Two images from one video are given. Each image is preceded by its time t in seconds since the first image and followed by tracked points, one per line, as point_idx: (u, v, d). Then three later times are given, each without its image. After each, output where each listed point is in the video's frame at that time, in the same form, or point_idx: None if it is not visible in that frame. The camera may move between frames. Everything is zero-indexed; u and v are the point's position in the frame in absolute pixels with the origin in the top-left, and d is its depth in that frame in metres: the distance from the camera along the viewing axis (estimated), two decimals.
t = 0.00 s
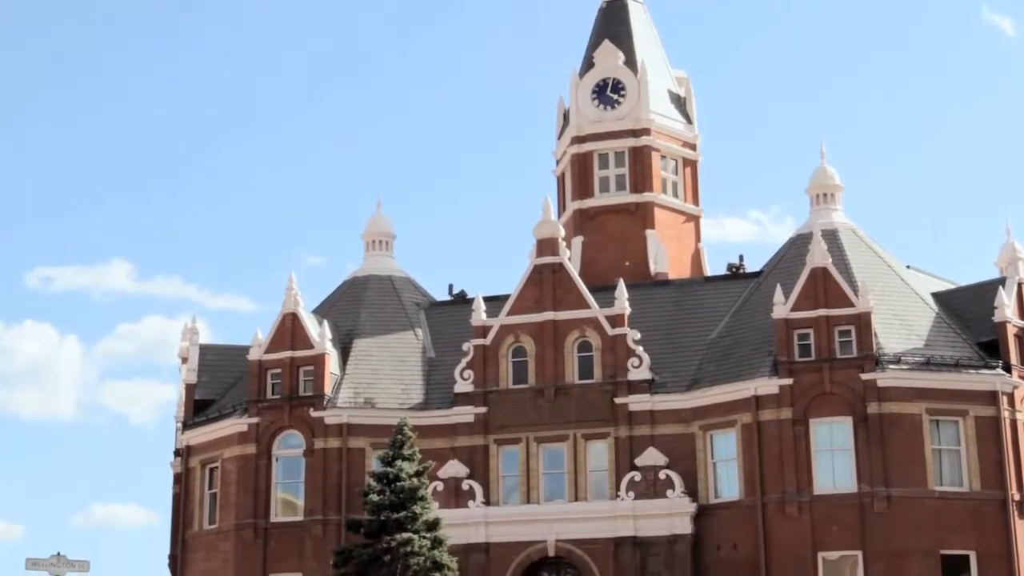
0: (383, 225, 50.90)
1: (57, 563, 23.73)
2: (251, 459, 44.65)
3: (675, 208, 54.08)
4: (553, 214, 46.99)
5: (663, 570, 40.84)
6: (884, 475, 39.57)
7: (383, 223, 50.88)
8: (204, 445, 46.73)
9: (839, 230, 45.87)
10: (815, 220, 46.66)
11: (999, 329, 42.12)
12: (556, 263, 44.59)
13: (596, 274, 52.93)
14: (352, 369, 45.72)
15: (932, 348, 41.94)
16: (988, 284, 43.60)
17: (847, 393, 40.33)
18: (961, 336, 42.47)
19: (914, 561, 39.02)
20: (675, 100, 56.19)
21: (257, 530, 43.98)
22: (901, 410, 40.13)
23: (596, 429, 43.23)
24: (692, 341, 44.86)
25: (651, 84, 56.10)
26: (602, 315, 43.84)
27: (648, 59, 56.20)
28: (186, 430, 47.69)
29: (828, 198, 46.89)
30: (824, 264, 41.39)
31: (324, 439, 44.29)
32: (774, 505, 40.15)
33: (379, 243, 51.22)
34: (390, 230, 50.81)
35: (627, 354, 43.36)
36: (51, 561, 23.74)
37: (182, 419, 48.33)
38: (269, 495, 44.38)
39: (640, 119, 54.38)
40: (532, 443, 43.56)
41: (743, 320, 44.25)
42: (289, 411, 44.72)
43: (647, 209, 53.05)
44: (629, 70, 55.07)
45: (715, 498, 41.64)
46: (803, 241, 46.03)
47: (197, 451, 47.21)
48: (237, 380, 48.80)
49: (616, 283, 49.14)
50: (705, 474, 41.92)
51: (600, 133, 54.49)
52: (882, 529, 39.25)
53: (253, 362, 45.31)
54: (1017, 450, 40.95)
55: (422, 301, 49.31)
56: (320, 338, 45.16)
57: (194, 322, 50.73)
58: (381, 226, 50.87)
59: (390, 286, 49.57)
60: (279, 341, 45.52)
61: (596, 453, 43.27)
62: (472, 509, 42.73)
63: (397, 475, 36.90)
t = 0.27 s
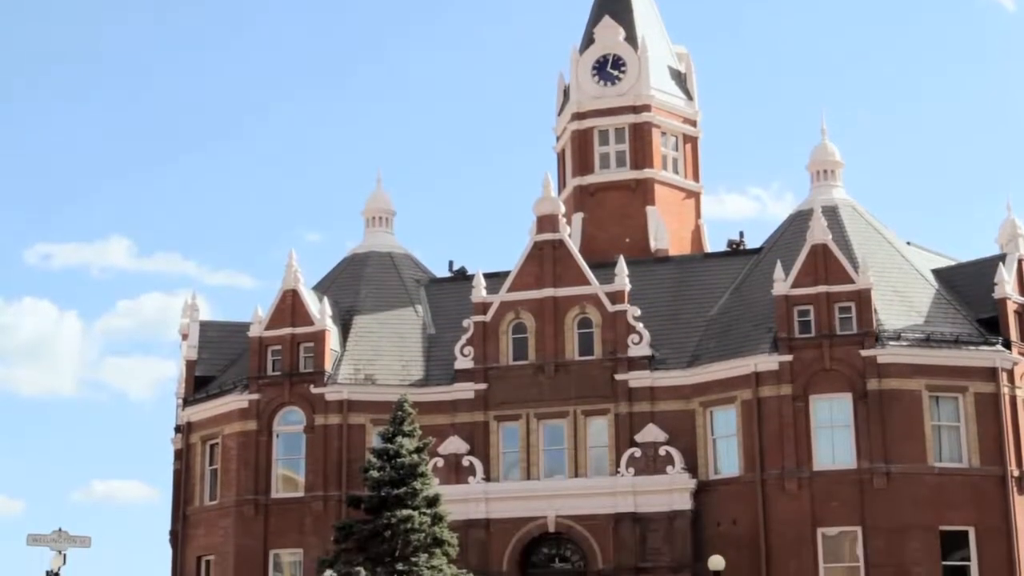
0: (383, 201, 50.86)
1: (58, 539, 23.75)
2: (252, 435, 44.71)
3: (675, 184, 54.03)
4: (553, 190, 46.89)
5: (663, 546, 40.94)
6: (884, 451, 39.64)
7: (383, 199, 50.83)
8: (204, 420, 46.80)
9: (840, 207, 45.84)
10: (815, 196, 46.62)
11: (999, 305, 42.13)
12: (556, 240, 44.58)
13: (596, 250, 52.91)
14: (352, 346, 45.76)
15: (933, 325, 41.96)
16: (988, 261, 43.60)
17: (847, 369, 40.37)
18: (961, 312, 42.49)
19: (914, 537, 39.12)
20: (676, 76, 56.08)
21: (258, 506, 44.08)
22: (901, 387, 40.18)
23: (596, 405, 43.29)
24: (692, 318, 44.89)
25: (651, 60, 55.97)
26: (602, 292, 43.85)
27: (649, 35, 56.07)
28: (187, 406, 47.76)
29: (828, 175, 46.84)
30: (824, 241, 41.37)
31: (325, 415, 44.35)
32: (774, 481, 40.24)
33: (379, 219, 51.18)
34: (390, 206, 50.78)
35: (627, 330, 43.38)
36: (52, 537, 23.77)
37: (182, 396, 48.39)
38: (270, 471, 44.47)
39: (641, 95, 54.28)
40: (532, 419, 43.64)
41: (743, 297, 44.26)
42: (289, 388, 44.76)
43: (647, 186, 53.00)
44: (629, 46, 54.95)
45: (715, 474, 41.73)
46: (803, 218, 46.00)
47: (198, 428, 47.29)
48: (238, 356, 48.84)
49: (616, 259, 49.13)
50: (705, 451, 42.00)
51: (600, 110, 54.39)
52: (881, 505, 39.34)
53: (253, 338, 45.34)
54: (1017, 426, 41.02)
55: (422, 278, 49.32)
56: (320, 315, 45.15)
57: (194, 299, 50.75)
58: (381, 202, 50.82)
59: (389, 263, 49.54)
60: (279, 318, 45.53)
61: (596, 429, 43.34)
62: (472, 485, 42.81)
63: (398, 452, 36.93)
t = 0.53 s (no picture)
0: (383, 176, 50.79)
1: (59, 513, 23.79)
2: (253, 410, 44.76)
3: (675, 159, 53.95)
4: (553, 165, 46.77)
5: (663, 520, 41.04)
6: (884, 425, 39.69)
7: (383, 174, 50.76)
8: (205, 395, 46.86)
9: (840, 181, 45.78)
10: (816, 171, 46.56)
11: (999, 280, 42.13)
12: (556, 215, 44.55)
13: (596, 225, 52.87)
14: (352, 321, 45.77)
15: (933, 299, 41.96)
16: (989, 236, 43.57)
17: (847, 344, 40.38)
18: (961, 287, 42.49)
19: (913, 511, 39.20)
20: (676, 51, 55.95)
21: (258, 481, 44.17)
22: (901, 361, 40.21)
23: (595, 380, 43.34)
24: (692, 293, 44.91)
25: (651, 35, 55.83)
26: (602, 267, 43.84)
27: (649, 9, 55.91)
28: (188, 381, 47.80)
29: (829, 149, 46.75)
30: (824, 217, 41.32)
31: (325, 390, 44.39)
32: (774, 456, 40.31)
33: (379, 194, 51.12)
34: (390, 181, 50.73)
35: (627, 305, 43.38)
36: (54, 512, 23.80)
37: (183, 371, 48.43)
38: (270, 446, 44.56)
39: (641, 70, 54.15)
40: (532, 394, 43.69)
41: (744, 271, 44.25)
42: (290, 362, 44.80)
43: (647, 161, 52.92)
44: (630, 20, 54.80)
45: (715, 449, 41.81)
46: (803, 193, 45.95)
47: (199, 402, 47.35)
48: (239, 332, 48.86)
49: (616, 234, 49.09)
50: (705, 425, 42.07)
51: (600, 85, 54.29)
52: (881, 479, 39.42)
53: (253, 314, 45.34)
54: (1016, 400, 41.08)
55: (422, 253, 49.31)
56: (320, 290, 45.15)
57: (194, 274, 50.76)
58: (381, 177, 50.76)
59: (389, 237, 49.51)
60: (279, 293, 45.54)
61: (596, 404, 43.40)
62: (472, 459, 42.88)
63: (398, 427, 36.96)
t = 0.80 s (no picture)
0: (383, 152, 50.72)
1: (60, 489, 23.86)
2: (253, 386, 44.81)
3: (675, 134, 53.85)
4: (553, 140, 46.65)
5: (663, 496, 41.14)
6: (883, 401, 39.75)
7: (382, 151, 50.69)
8: (205, 371, 46.91)
9: (840, 158, 45.73)
10: (816, 147, 46.50)
11: (999, 256, 42.11)
12: (556, 191, 44.50)
13: (596, 201, 52.84)
14: (353, 298, 45.78)
15: (933, 276, 41.95)
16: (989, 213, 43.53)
17: (846, 320, 40.40)
18: (962, 264, 42.48)
19: (913, 487, 39.28)
20: (677, 27, 55.80)
21: (259, 457, 44.25)
22: (901, 337, 40.23)
23: (595, 356, 43.37)
24: (692, 270, 44.91)
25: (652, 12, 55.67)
26: (602, 243, 43.81)
27: None
28: (189, 357, 47.82)
29: (830, 125, 46.67)
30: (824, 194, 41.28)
31: (325, 366, 44.44)
32: (774, 432, 40.37)
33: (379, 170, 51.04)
34: (390, 157, 50.67)
35: (627, 282, 43.38)
36: (55, 488, 23.86)
37: (183, 347, 48.47)
38: (271, 422, 44.63)
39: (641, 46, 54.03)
40: (532, 370, 43.73)
41: (744, 248, 44.24)
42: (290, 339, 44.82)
43: (647, 137, 52.82)
44: None
45: (715, 425, 41.88)
46: (804, 170, 45.91)
47: (199, 379, 47.41)
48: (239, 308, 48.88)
49: (616, 210, 49.04)
50: (705, 401, 42.12)
51: (600, 61, 54.18)
52: (880, 455, 39.50)
53: (253, 290, 45.33)
54: (1016, 377, 41.11)
55: (422, 229, 49.30)
56: (320, 266, 45.13)
57: (193, 251, 50.75)
58: (381, 153, 50.69)
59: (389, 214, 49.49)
60: (279, 270, 45.52)
61: (596, 380, 43.45)
62: (472, 435, 42.95)
63: (398, 403, 37.06)
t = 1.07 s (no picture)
0: (383, 129, 50.64)
1: (62, 466, 23.90)
2: (253, 363, 44.87)
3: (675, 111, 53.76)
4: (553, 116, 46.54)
5: (663, 473, 41.23)
6: (883, 378, 39.79)
7: (382, 128, 50.60)
8: (206, 348, 46.94)
9: (841, 134, 45.67)
10: (817, 123, 46.42)
11: (1000, 234, 42.08)
12: (556, 168, 44.44)
13: (596, 178, 52.79)
14: (353, 275, 45.77)
15: (933, 253, 41.92)
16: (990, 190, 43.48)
17: (846, 297, 40.39)
18: (962, 241, 42.46)
19: (912, 464, 39.34)
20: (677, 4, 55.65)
21: (260, 434, 44.32)
22: (901, 315, 40.23)
23: (595, 333, 43.40)
24: (692, 247, 44.90)
25: None
26: (602, 221, 43.78)
27: None
28: (189, 335, 47.85)
29: (831, 102, 46.59)
30: (824, 171, 41.21)
31: (326, 344, 44.46)
32: (774, 409, 40.42)
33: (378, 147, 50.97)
34: (390, 134, 50.60)
35: (627, 259, 43.36)
36: (56, 465, 23.91)
37: (183, 324, 48.49)
38: (271, 399, 44.70)
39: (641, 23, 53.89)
40: (532, 347, 43.76)
41: (744, 225, 44.21)
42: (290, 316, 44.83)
43: (647, 114, 52.72)
44: None
45: (715, 402, 41.94)
46: (804, 146, 45.84)
47: (199, 356, 47.45)
48: (239, 285, 48.89)
49: (616, 187, 48.98)
50: (705, 378, 42.16)
51: (601, 38, 54.05)
52: (880, 432, 39.56)
53: (254, 268, 45.31)
54: (1015, 354, 41.13)
55: (422, 206, 49.27)
56: (320, 244, 45.09)
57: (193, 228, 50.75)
58: (381, 130, 50.62)
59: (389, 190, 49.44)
60: (279, 247, 45.49)
61: (596, 357, 43.48)
62: (472, 412, 43.00)
63: (398, 380, 37.12)
